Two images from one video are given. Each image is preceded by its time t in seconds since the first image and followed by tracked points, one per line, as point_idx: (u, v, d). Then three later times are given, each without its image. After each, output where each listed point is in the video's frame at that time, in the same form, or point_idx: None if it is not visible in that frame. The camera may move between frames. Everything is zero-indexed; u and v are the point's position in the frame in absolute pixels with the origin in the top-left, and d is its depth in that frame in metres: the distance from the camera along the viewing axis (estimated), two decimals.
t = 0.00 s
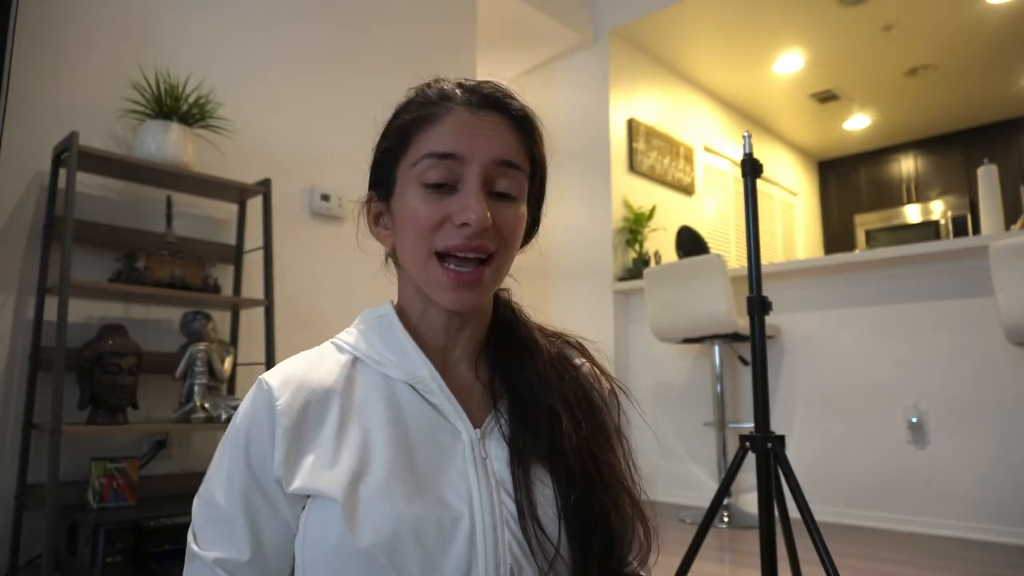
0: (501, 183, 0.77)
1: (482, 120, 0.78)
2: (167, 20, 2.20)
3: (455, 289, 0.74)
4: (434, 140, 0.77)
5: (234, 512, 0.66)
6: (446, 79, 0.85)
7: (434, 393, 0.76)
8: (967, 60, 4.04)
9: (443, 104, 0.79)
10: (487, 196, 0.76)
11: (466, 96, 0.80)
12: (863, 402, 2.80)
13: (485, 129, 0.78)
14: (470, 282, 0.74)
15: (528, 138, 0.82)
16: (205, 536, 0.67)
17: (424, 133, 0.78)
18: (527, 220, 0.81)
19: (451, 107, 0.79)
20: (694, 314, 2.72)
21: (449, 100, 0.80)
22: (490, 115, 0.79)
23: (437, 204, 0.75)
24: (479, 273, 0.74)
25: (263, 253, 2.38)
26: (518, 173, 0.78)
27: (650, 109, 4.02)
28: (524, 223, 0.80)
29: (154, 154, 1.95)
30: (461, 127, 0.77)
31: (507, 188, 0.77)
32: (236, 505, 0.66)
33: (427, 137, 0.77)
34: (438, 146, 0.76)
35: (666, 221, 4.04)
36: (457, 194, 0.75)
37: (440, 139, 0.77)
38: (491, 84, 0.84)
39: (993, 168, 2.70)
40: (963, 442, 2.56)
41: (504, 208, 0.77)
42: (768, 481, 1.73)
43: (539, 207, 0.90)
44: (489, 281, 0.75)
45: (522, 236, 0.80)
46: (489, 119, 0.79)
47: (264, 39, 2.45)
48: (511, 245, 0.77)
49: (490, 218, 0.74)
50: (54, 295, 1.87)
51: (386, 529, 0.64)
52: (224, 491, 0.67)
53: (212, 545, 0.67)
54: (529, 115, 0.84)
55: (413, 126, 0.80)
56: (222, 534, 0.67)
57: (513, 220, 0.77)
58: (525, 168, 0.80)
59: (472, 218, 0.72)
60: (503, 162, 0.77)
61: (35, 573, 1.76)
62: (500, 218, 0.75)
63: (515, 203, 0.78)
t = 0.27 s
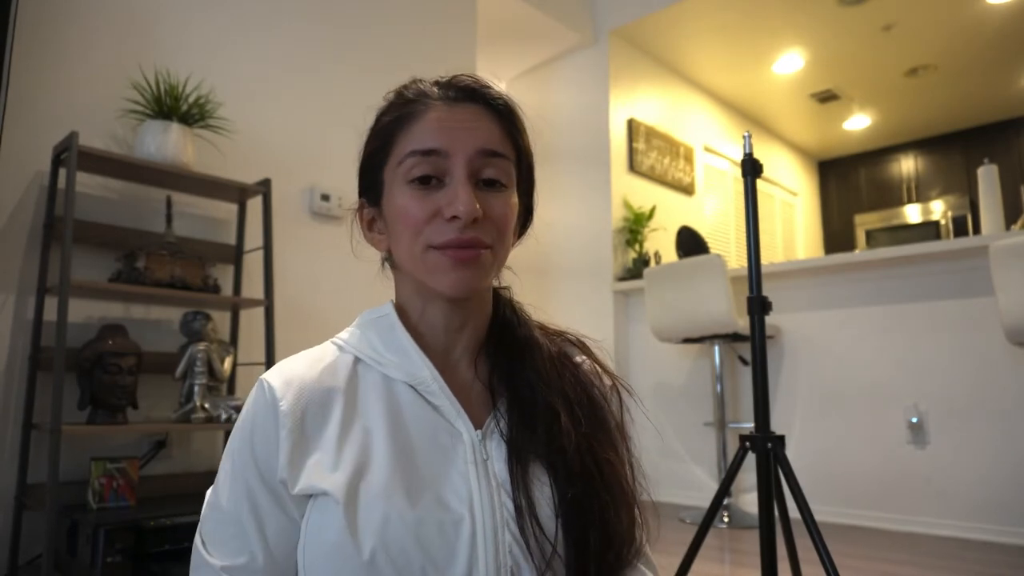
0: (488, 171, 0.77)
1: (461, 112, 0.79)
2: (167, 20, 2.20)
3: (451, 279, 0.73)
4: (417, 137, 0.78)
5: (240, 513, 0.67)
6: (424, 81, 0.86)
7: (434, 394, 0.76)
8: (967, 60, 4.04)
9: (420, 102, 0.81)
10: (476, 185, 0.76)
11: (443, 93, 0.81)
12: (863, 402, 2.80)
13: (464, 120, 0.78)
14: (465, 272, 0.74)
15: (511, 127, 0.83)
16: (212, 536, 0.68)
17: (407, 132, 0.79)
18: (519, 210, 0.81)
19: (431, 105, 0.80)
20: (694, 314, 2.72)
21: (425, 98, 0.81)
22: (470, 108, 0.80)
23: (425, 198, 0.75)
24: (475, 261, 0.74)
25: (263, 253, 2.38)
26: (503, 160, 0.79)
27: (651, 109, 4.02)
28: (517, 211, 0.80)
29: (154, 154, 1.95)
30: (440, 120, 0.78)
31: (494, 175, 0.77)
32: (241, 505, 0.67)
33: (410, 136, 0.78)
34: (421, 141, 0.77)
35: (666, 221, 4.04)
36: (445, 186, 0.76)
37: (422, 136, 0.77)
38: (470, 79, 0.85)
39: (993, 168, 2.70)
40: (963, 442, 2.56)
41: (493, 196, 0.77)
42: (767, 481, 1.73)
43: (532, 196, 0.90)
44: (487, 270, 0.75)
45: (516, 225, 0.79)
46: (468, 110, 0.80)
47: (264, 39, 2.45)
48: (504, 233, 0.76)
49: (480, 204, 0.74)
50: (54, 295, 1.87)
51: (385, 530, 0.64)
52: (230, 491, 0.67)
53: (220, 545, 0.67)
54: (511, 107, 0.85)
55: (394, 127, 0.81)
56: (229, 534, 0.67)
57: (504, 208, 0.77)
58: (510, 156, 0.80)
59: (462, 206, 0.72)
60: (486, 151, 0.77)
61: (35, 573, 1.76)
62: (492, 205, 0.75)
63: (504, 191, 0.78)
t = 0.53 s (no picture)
0: (482, 167, 0.77)
1: (454, 106, 0.79)
2: (167, 20, 2.20)
3: (446, 277, 0.74)
4: (408, 133, 0.78)
5: (238, 513, 0.67)
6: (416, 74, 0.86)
7: (432, 397, 0.76)
8: (968, 60, 4.03)
9: (411, 97, 0.80)
10: (470, 182, 0.76)
11: (435, 86, 0.81)
12: (863, 402, 2.80)
13: (456, 114, 0.78)
14: (460, 269, 0.74)
15: (507, 119, 0.83)
16: (210, 534, 0.68)
17: (399, 128, 0.79)
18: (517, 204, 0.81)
19: (422, 99, 0.80)
20: (694, 313, 2.72)
21: (416, 92, 0.80)
22: (463, 101, 0.80)
23: (418, 197, 0.75)
24: (471, 260, 0.74)
25: (263, 253, 2.38)
26: (497, 153, 0.78)
27: (651, 109, 4.02)
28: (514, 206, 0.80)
29: (154, 154, 1.95)
30: (432, 115, 0.78)
31: (489, 171, 0.77)
32: (239, 504, 0.67)
33: (401, 132, 0.78)
34: (413, 138, 0.77)
35: (666, 221, 4.04)
36: (438, 183, 0.76)
37: (413, 131, 0.77)
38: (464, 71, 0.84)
39: (993, 168, 2.69)
40: (963, 442, 2.56)
41: (487, 191, 0.77)
42: (767, 481, 1.73)
43: (532, 189, 0.90)
44: (484, 268, 0.75)
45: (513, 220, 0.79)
46: (460, 103, 0.80)
47: (264, 39, 2.45)
48: (500, 229, 0.76)
49: (473, 202, 0.74)
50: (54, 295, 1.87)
51: (379, 539, 0.64)
52: (228, 487, 0.67)
53: (217, 545, 0.68)
54: (507, 99, 0.85)
55: (386, 123, 0.81)
56: (227, 534, 0.67)
57: (499, 203, 0.77)
58: (505, 149, 0.80)
59: (455, 204, 0.72)
60: (479, 145, 0.77)
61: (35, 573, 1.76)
62: (487, 203, 0.76)
63: (498, 186, 0.78)
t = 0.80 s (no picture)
0: (479, 154, 0.76)
1: (447, 93, 0.78)
2: (167, 20, 2.20)
3: (447, 270, 0.74)
4: (403, 125, 0.78)
5: (254, 514, 0.65)
6: (416, 61, 0.85)
7: (448, 401, 0.75)
8: (968, 60, 4.04)
9: (404, 88, 0.80)
10: (467, 171, 0.75)
11: (430, 74, 0.80)
12: (863, 402, 2.80)
13: (448, 101, 0.77)
14: (460, 261, 0.74)
15: (508, 99, 0.80)
16: (222, 536, 0.66)
17: (396, 121, 0.79)
18: (524, 190, 0.80)
19: (417, 89, 0.79)
20: (694, 313, 2.72)
21: (409, 83, 0.80)
22: (456, 87, 0.79)
23: (416, 191, 0.75)
24: (471, 251, 0.74)
25: (263, 253, 2.38)
26: (494, 137, 0.77)
27: (651, 109, 4.02)
28: (521, 190, 0.78)
29: (154, 154, 1.95)
30: (424, 105, 0.77)
31: (487, 157, 0.76)
32: (255, 505, 0.65)
33: (397, 126, 0.79)
34: (406, 130, 0.77)
35: (666, 221, 4.04)
36: (434, 175, 0.76)
37: (407, 123, 0.77)
38: (462, 54, 0.83)
39: (993, 168, 2.69)
40: (963, 441, 2.56)
41: (485, 178, 0.76)
42: (767, 481, 1.73)
43: (546, 172, 0.88)
44: (487, 259, 0.74)
45: (520, 205, 0.78)
46: (454, 89, 0.79)
47: (263, 39, 2.45)
48: (503, 216, 0.75)
49: (469, 192, 0.74)
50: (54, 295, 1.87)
51: (401, 546, 0.64)
52: (242, 487, 0.66)
53: (230, 548, 0.65)
54: (510, 78, 0.82)
55: (385, 118, 0.81)
56: (242, 537, 0.65)
57: (500, 189, 0.76)
58: (505, 132, 0.78)
59: (448, 196, 0.72)
60: (474, 132, 0.76)
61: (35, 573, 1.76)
62: (486, 191, 0.75)
63: (499, 172, 0.77)
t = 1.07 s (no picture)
0: (475, 147, 0.76)
1: (439, 88, 0.78)
2: (167, 20, 2.20)
3: (448, 266, 0.74)
4: (399, 125, 0.78)
5: (268, 506, 0.65)
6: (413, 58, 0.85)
7: (461, 400, 0.75)
8: (968, 60, 4.04)
9: (401, 87, 0.81)
10: (463, 165, 0.75)
11: (423, 70, 0.80)
12: (864, 401, 2.80)
13: (440, 96, 0.77)
14: (460, 257, 0.73)
15: (503, 88, 0.79)
16: (235, 525, 0.65)
17: (396, 120, 0.79)
18: (529, 181, 0.79)
19: (412, 87, 0.79)
20: (694, 313, 2.72)
21: (404, 82, 0.80)
22: (449, 81, 0.78)
23: (416, 189, 0.76)
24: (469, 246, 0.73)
25: (263, 253, 2.38)
26: (489, 129, 0.76)
27: (651, 109, 4.02)
28: (523, 181, 0.77)
29: (154, 154, 1.95)
30: (417, 102, 0.77)
31: (484, 150, 0.76)
32: (270, 497, 0.65)
33: (394, 126, 0.79)
34: (403, 129, 0.77)
35: (666, 221, 4.04)
36: (431, 173, 0.76)
37: (402, 122, 0.78)
38: (459, 45, 0.82)
39: (993, 168, 2.69)
40: (963, 442, 2.56)
41: (481, 171, 0.75)
42: (768, 482, 1.73)
43: (557, 164, 0.87)
44: (488, 253, 0.74)
45: (523, 197, 0.77)
46: (449, 83, 0.78)
47: (263, 38, 2.45)
48: (503, 208, 0.74)
49: (466, 188, 0.73)
50: (54, 295, 1.87)
51: (412, 546, 0.64)
52: (258, 477, 0.65)
53: (242, 540, 0.65)
54: (509, 67, 0.81)
55: (386, 118, 0.82)
56: (255, 528, 0.65)
57: (499, 181, 0.75)
58: (502, 123, 0.77)
59: (442, 193, 0.72)
60: (467, 126, 0.75)
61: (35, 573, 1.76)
62: (483, 184, 0.74)
63: (497, 164, 0.76)
